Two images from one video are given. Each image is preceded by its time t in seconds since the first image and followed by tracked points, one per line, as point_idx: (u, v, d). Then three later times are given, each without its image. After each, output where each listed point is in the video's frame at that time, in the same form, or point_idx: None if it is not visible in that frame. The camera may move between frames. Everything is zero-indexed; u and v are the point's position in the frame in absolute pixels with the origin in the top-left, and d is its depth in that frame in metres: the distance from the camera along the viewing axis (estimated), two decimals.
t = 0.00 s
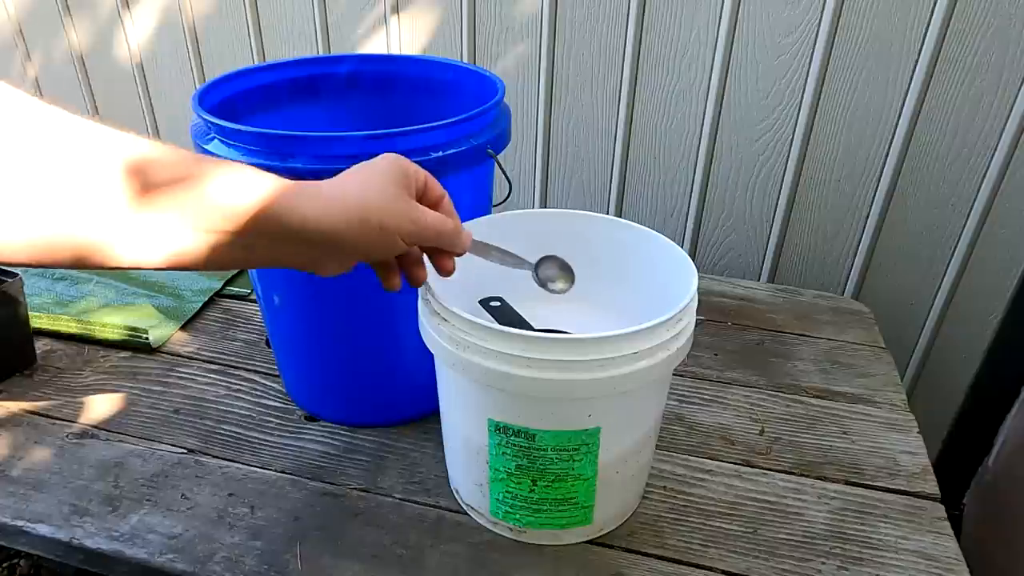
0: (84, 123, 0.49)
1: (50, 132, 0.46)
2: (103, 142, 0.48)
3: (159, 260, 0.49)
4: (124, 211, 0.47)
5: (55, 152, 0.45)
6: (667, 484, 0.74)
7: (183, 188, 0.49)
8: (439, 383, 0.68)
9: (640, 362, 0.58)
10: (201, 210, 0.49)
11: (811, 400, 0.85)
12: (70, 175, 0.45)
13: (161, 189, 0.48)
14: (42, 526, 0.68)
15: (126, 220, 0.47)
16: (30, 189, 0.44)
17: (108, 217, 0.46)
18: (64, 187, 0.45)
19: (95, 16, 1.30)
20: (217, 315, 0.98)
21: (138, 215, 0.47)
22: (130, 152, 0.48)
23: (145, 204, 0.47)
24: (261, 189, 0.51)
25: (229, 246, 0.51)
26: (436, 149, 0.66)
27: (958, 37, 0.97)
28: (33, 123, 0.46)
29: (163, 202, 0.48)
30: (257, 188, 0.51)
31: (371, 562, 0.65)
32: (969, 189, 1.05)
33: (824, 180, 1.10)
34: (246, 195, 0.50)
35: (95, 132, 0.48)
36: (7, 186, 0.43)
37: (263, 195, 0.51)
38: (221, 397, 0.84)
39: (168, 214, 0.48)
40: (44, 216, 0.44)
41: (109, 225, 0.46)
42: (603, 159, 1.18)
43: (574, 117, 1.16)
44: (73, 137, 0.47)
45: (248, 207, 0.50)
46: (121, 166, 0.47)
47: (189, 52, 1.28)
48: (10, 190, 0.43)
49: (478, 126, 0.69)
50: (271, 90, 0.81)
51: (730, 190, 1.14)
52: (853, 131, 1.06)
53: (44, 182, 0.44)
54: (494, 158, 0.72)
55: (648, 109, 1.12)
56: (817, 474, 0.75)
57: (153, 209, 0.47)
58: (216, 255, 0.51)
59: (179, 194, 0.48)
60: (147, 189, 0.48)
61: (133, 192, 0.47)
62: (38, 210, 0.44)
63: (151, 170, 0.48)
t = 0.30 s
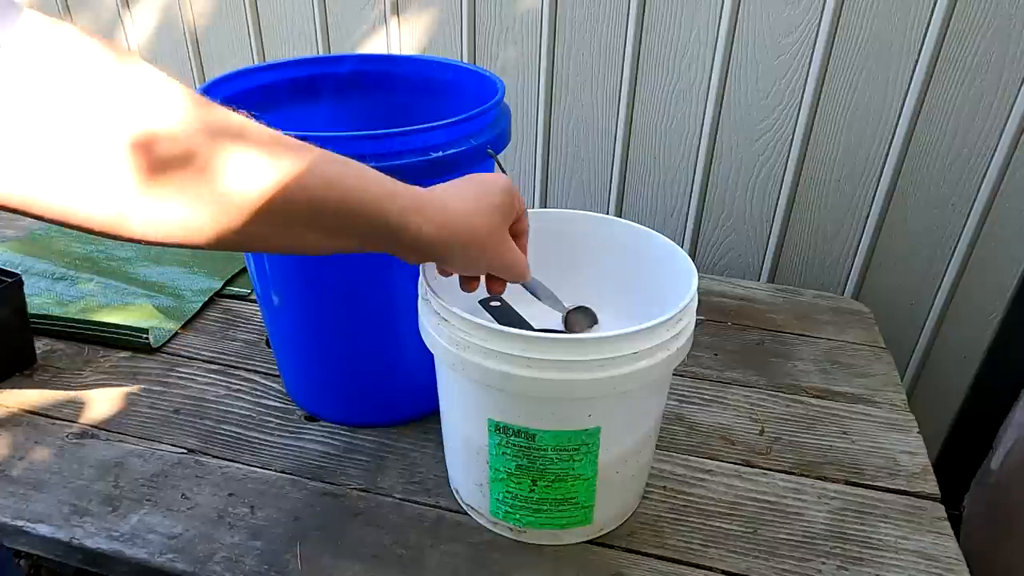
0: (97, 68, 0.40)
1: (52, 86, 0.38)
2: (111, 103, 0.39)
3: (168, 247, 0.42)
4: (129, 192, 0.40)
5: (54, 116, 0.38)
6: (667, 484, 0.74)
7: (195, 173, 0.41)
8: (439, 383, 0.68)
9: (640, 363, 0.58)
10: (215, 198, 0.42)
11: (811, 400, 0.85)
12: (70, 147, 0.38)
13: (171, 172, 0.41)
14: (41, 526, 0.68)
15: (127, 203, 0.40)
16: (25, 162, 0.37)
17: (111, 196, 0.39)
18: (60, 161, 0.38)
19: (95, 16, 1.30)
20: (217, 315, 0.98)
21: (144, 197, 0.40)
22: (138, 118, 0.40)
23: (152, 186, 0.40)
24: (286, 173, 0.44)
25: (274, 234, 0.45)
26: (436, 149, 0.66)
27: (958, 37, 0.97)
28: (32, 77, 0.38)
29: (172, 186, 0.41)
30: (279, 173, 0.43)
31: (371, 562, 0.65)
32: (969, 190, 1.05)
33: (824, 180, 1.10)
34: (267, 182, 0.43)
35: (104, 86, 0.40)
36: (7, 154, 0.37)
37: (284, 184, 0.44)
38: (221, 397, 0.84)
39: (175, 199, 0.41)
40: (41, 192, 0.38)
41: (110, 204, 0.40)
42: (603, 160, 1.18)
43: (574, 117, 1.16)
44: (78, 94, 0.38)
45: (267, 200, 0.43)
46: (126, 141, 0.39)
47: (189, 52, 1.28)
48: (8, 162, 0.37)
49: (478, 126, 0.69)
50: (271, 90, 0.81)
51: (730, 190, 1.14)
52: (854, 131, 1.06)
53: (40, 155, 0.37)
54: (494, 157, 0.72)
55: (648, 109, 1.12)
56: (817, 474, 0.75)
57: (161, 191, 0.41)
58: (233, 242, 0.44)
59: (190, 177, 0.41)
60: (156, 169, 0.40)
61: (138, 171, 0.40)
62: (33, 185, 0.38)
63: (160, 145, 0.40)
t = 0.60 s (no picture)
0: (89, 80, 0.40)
1: (50, 95, 0.38)
2: (110, 111, 0.39)
3: (166, 252, 0.42)
4: (129, 197, 0.40)
5: (54, 123, 0.37)
6: (667, 484, 0.74)
7: (195, 175, 0.42)
8: (439, 383, 0.68)
9: (640, 362, 0.58)
10: (215, 199, 0.43)
11: (811, 400, 0.85)
12: (72, 153, 0.38)
13: (171, 174, 0.41)
14: (41, 526, 0.68)
15: (132, 209, 0.40)
16: (24, 168, 0.37)
17: (111, 203, 0.39)
18: (62, 168, 0.37)
19: (95, 15, 1.30)
20: (217, 315, 0.98)
21: (144, 201, 0.40)
22: (137, 125, 0.40)
23: (153, 188, 0.40)
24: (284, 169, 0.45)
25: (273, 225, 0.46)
26: (436, 149, 0.66)
27: (958, 38, 0.97)
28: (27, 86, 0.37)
29: (173, 189, 0.41)
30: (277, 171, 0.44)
31: (371, 562, 0.65)
32: (969, 190, 1.05)
33: (824, 180, 1.10)
34: (267, 180, 0.44)
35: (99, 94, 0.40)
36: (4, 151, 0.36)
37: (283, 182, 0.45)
38: (221, 397, 0.84)
39: (175, 202, 0.41)
40: (39, 199, 0.37)
41: (112, 210, 0.40)
42: (603, 160, 1.18)
43: (574, 117, 1.16)
44: (76, 103, 0.38)
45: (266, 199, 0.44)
46: (127, 147, 0.39)
47: (189, 52, 1.28)
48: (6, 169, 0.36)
49: (478, 126, 0.69)
50: (271, 90, 0.81)
51: (730, 189, 1.14)
52: (854, 131, 1.06)
53: (40, 161, 0.37)
54: (494, 157, 0.72)
55: (648, 109, 1.12)
56: (817, 474, 0.75)
57: (162, 194, 0.41)
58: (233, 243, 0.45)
59: (190, 180, 0.42)
60: (156, 173, 0.41)
61: (139, 176, 0.40)
62: (31, 192, 0.37)
63: (158, 150, 0.41)
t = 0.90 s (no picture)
0: (79, 122, 0.47)
1: (44, 129, 0.44)
2: (103, 137, 0.45)
3: (165, 253, 0.48)
4: (131, 208, 0.45)
5: (52, 151, 0.43)
6: (667, 484, 0.74)
7: (191, 187, 0.48)
8: (439, 383, 0.68)
9: (640, 362, 0.58)
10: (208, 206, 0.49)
11: (811, 400, 0.85)
12: (72, 172, 0.43)
13: (169, 188, 0.47)
14: (41, 526, 0.68)
15: (132, 219, 0.46)
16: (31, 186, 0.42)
17: (112, 212, 0.45)
18: (65, 182, 0.43)
19: (95, 16, 1.30)
20: (217, 315, 0.98)
21: (144, 212, 0.46)
22: (132, 145, 0.46)
23: (154, 201, 0.46)
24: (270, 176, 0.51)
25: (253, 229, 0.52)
26: (436, 149, 0.66)
27: (958, 38, 0.97)
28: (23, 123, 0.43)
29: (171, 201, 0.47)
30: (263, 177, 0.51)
31: (371, 562, 0.65)
32: (969, 190, 1.05)
33: (824, 180, 1.10)
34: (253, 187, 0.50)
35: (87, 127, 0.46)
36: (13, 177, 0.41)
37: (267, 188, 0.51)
38: (221, 397, 0.84)
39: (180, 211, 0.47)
40: (48, 213, 0.43)
41: (114, 221, 0.45)
42: (603, 160, 1.18)
43: (574, 117, 1.16)
44: (67, 133, 0.44)
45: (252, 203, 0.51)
46: (126, 166, 0.45)
47: (189, 52, 1.28)
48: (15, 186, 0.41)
49: (478, 126, 0.69)
50: (271, 90, 0.81)
51: (729, 189, 1.14)
52: (854, 131, 1.06)
53: (50, 174, 0.42)
54: (494, 158, 0.72)
55: (648, 109, 1.12)
56: (817, 474, 0.75)
57: (163, 205, 0.47)
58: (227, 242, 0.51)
59: (190, 193, 0.48)
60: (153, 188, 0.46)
61: (138, 190, 0.45)
62: (38, 208, 0.42)
63: (156, 168, 0.46)
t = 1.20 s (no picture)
0: (91, 133, 0.53)
1: (61, 138, 0.50)
2: (111, 146, 0.51)
3: (164, 251, 0.53)
4: (131, 207, 0.51)
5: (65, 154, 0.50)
6: (667, 485, 0.74)
7: (190, 188, 0.53)
8: (439, 383, 0.68)
9: (640, 362, 0.58)
10: (205, 204, 0.53)
11: (811, 400, 0.85)
12: (77, 178, 0.50)
13: (166, 188, 0.52)
14: (41, 526, 0.68)
15: (132, 217, 0.51)
16: (37, 190, 0.48)
17: (113, 212, 0.50)
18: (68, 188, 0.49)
19: (95, 16, 1.30)
20: (217, 315, 0.98)
21: (144, 210, 0.51)
22: (134, 152, 0.51)
23: (154, 201, 0.51)
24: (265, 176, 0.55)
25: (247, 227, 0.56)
26: (436, 149, 0.66)
27: (958, 38, 0.97)
28: (40, 134, 0.50)
29: (169, 200, 0.52)
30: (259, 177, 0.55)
31: (371, 562, 0.65)
32: (968, 190, 1.05)
33: (824, 180, 1.10)
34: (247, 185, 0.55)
35: (99, 138, 0.52)
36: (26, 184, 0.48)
37: (263, 187, 0.56)
38: (221, 397, 0.84)
39: (179, 210, 0.52)
40: (53, 214, 0.49)
41: (115, 220, 0.51)
42: (603, 160, 1.18)
43: (574, 117, 1.16)
44: (82, 144, 0.51)
45: (246, 202, 0.55)
46: (126, 170, 0.50)
47: (189, 52, 1.28)
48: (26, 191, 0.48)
49: (478, 126, 0.69)
50: (271, 90, 0.81)
51: (729, 189, 1.14)
52: (854, 131, 1.06)
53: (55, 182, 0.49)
54: (494, 157, 0.72)
55: (648, 109, 1.12)
56: (817, 474, 0.75)
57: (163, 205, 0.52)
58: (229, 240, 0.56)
59: (189, 194, 0.53)
60: (153, 188, 0.52)
61: (139, 191, 0.51)
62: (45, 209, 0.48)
63: (155, 171, 0.52)
